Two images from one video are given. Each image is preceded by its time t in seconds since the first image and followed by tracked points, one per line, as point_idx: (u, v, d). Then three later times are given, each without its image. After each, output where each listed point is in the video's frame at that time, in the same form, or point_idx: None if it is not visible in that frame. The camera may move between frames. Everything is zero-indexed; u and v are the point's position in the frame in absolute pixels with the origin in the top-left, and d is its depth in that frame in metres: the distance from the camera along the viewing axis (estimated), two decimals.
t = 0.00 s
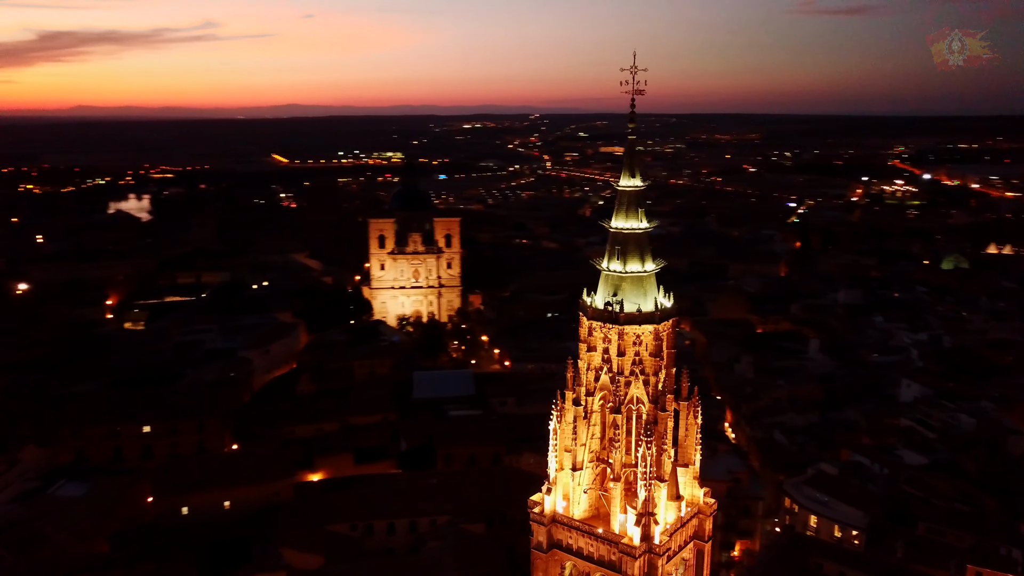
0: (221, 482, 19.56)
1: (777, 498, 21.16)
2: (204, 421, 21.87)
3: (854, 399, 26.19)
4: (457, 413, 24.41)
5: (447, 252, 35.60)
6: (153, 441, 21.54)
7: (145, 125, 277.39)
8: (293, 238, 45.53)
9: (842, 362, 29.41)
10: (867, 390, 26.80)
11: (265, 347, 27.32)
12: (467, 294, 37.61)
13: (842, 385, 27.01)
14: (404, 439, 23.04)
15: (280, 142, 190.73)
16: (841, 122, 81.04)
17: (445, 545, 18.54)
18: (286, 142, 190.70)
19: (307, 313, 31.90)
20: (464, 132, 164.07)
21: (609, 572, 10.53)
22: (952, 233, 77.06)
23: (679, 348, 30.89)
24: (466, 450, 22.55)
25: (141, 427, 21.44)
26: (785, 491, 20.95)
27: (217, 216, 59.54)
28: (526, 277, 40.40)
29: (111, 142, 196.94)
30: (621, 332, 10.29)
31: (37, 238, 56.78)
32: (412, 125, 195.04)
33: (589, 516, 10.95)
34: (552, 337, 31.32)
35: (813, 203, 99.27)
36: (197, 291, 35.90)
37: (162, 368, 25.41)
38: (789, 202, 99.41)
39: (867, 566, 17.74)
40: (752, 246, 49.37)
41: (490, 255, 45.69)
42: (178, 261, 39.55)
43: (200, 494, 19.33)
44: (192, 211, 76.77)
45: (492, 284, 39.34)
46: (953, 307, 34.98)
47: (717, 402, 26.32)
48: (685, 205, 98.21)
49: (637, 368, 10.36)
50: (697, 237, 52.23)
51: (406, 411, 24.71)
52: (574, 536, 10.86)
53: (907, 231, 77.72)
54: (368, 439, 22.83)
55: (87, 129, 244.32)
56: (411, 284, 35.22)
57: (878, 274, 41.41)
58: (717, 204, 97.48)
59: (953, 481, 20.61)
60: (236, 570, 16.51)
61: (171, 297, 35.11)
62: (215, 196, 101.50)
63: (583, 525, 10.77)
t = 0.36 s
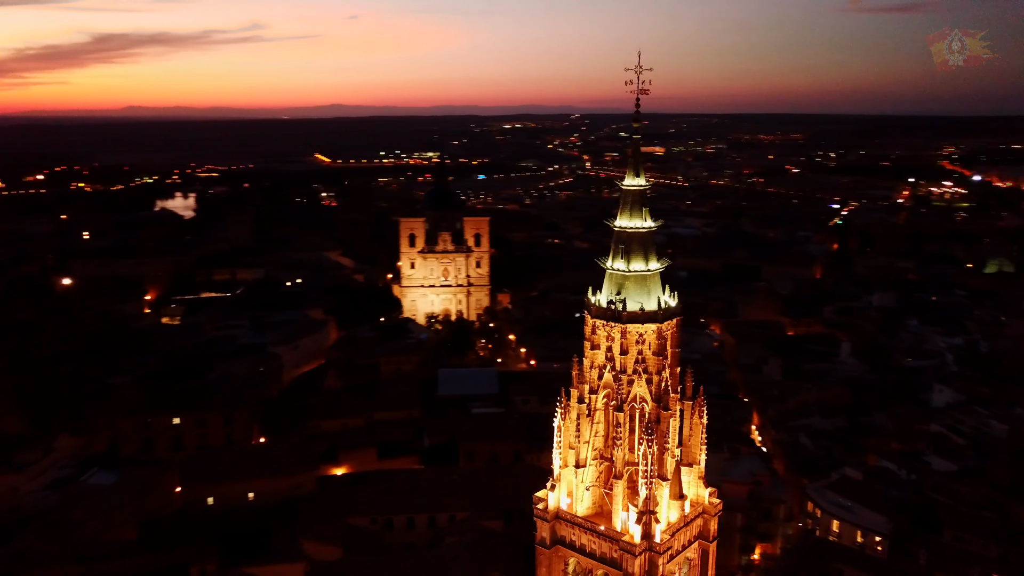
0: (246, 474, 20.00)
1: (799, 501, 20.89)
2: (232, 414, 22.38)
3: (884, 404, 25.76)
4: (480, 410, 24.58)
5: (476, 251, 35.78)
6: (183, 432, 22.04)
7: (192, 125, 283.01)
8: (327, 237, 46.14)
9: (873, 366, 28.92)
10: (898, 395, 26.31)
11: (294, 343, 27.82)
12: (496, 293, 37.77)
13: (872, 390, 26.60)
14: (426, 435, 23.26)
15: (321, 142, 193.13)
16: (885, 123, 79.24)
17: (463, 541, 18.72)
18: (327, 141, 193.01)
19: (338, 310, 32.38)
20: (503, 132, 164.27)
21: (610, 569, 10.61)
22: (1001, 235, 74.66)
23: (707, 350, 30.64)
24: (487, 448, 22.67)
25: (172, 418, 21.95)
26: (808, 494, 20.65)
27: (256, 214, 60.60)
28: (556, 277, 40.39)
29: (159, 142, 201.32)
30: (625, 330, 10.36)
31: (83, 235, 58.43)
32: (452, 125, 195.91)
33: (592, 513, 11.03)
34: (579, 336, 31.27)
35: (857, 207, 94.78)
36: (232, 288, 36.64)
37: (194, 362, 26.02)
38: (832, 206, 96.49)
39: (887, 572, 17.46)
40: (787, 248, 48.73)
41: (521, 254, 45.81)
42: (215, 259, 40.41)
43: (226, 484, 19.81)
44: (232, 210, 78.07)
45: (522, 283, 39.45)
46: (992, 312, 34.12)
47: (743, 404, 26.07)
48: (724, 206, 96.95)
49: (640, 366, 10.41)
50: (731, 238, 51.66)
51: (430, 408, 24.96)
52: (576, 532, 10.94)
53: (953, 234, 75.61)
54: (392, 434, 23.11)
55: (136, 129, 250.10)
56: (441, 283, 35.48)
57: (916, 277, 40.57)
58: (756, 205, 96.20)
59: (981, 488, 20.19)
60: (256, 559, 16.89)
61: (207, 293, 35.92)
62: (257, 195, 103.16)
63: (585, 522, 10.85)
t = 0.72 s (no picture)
0: (271, 467, 20.42)
1: (823, 506, 20.66)
2: (259, 408, 22.82)
3: (914, 409, 25.31)
4: (503, 408, 24.71)
5: (505, 251, 35.94)
6: (211, 424, 22.67)
7: (236, 125, 288.04)
8: (360, 235, 46.71)
9: (905, 370, 28.42)
10: (930, 400, 25.81)
11: (323, 339, 28.28)
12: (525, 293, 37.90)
13: (903, 394, 26.14)
14: (449, 432, 23.48)
15: (363, 142, 195.32)
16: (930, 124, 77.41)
17: (480, 537, 18.86)
18: (367, 142, 194.82)
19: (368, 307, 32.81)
20: (542, 133, 164.26)
21: (611, 566, 10.65)
22: None
23: (735, 352, 30.38)
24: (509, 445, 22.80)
25: (201, 411, 22.62)
26: (832, 499, 20.40)
27: (295, 212, 61.60)
28: (585, 276, 40.37)
29: (206, 141, 205.46)
30: (627, 329, 10.40)
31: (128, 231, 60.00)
32: (491, 125, 196.58)
33: (596, 511, 11.09)
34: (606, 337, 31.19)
35: (904, 210, 90.12)
36: (266, 285, 37.32)
37: (225, 356, 26.64)
38: (877, 208, 92.06)
39: None
40: (823, 249, 48.03)
41: (552, 254, 45.87)
42: (250, 256, 41.18)
43: (251, 476, 20.26)
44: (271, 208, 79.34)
45: (552, 283, 39.52)
46: None
47: (769, 406, 25.81)
48: (764, 207, 95.58)
49: (643, 365, 10.45)
50: (766, 239, 51.12)
51: (454, 404, 25.18)
52: (579, 530, 11.01)
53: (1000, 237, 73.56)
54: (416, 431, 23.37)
55: (183, 129, 255.57)
56: (470, 281, 35.74)
57: (954, 280, 39.71)
58: (796, 206, 94.76)
59: (1011, 495, 19.77)
60: (279, 550, 17.29)
61: (242, 290, 36.65)
62: (298, 194, 104.73)
63: (588, 519, 10.91)
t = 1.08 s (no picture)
0: (294, 460, 20.82)
1: (846, 510, 20.42)
2: (285, 402, 23.28)
3: (945, 415, 24.82)
4: (526, 406, 24.81)
5: (534, 250, 36.06)
6: (239, 417, 23.21)
7: (280, 126, 292.46)
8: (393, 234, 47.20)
9: (937, 375, 27.86)
10: (962, 406, 25.27)
11: (350, 335, 28.69)
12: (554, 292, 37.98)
13: (934, 400, 25.65)
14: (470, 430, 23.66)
15: (402, 141, 196.75)
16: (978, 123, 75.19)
17: (496, 534, 18.97)
18: (407, 141, 196.23)
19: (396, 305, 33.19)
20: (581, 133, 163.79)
21: (613, 563, 10.71)
22: None
23: (763, 353, 30.10)
24: (529, 443, 22.89)
25: (228, 404, 23.16)
26: (854, 504, 20.14)
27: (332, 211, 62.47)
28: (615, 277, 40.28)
29: (251, 141, 209.03)
30: (630, 328, 10.48)
31: (171, 228, 61.46)
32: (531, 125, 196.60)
33: (599, 508, 11.16)
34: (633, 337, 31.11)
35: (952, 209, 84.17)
36: (299, 282, 37.96)
37: (255, 351, 27.22)
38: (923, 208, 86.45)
39: None
40: (860, 251, 47.16)
41: (584, 254, 45.81)
42: (284, 254, 41.94)
43: (275, 468, 20.69)
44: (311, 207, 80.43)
45: (581, 283, 39.51)
46: None
47: (795, 409, 25.53)
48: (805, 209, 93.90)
49: (646, 364, 10.50)
50: (803, 241, 50.42)
51: (477, 402, 25.37)
52: (583, 526, 11.09)
53: None
54: (439, 427, 23.63)
55: (229, 129, 260.36)
56: (498, 281, 35.95)
57: (995, 285, 38.70)
58: (838, 207, 93.05)
59: None
60: (299, 541, 17.67)
61: (275, 286, 37.34)
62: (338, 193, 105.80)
63: (591, 515, 10.98)
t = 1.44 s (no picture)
0: (317, 454, 21.20)
1: (870, 515, 20.11)
2: (311, 397, 23.69)
3: (977, 422, 24.30)
4: (549, 404, 24.88)
5: (562, 250, 36.11)
6: (266, 411, 23.69)
7: (321, 126, 295.91)
8: (426, 233, 47.62)
9: (971, 380, 27.26)
10: (995, 414, 24.71)
11: (378, 332, 29.08)
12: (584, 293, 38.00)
13: (967, 406, 25.13)
14: (492, 427, 23.81)
15: (441, 141, 197.84)
16: None
17: (514, 530, 19.08)
18: (446, 142, 197.19)
19: (425, 303, 33.53)
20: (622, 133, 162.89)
21: (614, 560, 10.75)
22: None
23: (792, 356, 29.74)
24: (551, 442, 22.94)
25: (256, 398, 23.66)
26: (879, 510, 19.78)
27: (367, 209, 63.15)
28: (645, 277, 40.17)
29: (293, 141, 212.00)
30: (633, 327, 10.52)
31: (212, 226, 62.77)
32: (570, 124, 196.00)
33: (603, 505, 11.20)
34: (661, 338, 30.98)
35: (1002, 211, 80.89)
36: (331, 280, 38.53)
37: (285, 346, 27.75)
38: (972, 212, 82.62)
39: None
40: (900, 254, 46.23)
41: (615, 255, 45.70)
42: (318, 253, 42.59)
43: (299, 462, 21.11)
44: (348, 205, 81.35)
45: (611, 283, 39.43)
46: None
47: (822, 412, 25.20)
48: (849, 211, 91.98)
49: (649, 362, 10.54)
50: (840, 243, 49.64)
51: (501, 400, 25.51)
52: (586, 523, 11.15)
53: None
54: (462, 424, 23.83)
55: (272, 129, 264.57)
56: (527, 280, 36.08)
57: None
58: (881, 208, 91.29)
59: None
60: (319, 533, 18.03)
61: (308, 284, 37.98)
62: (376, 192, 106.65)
63: (594, 513, 11.04)
